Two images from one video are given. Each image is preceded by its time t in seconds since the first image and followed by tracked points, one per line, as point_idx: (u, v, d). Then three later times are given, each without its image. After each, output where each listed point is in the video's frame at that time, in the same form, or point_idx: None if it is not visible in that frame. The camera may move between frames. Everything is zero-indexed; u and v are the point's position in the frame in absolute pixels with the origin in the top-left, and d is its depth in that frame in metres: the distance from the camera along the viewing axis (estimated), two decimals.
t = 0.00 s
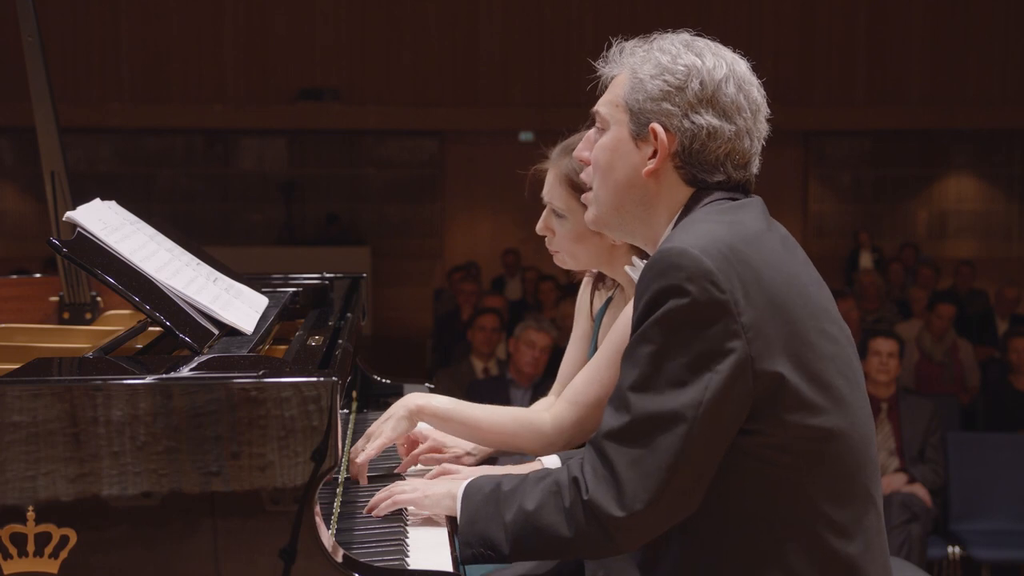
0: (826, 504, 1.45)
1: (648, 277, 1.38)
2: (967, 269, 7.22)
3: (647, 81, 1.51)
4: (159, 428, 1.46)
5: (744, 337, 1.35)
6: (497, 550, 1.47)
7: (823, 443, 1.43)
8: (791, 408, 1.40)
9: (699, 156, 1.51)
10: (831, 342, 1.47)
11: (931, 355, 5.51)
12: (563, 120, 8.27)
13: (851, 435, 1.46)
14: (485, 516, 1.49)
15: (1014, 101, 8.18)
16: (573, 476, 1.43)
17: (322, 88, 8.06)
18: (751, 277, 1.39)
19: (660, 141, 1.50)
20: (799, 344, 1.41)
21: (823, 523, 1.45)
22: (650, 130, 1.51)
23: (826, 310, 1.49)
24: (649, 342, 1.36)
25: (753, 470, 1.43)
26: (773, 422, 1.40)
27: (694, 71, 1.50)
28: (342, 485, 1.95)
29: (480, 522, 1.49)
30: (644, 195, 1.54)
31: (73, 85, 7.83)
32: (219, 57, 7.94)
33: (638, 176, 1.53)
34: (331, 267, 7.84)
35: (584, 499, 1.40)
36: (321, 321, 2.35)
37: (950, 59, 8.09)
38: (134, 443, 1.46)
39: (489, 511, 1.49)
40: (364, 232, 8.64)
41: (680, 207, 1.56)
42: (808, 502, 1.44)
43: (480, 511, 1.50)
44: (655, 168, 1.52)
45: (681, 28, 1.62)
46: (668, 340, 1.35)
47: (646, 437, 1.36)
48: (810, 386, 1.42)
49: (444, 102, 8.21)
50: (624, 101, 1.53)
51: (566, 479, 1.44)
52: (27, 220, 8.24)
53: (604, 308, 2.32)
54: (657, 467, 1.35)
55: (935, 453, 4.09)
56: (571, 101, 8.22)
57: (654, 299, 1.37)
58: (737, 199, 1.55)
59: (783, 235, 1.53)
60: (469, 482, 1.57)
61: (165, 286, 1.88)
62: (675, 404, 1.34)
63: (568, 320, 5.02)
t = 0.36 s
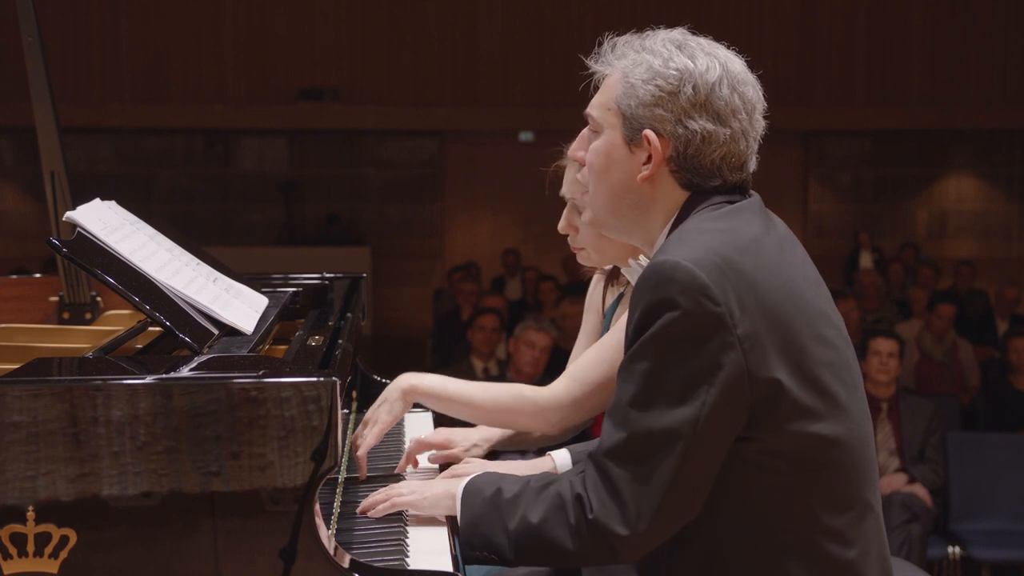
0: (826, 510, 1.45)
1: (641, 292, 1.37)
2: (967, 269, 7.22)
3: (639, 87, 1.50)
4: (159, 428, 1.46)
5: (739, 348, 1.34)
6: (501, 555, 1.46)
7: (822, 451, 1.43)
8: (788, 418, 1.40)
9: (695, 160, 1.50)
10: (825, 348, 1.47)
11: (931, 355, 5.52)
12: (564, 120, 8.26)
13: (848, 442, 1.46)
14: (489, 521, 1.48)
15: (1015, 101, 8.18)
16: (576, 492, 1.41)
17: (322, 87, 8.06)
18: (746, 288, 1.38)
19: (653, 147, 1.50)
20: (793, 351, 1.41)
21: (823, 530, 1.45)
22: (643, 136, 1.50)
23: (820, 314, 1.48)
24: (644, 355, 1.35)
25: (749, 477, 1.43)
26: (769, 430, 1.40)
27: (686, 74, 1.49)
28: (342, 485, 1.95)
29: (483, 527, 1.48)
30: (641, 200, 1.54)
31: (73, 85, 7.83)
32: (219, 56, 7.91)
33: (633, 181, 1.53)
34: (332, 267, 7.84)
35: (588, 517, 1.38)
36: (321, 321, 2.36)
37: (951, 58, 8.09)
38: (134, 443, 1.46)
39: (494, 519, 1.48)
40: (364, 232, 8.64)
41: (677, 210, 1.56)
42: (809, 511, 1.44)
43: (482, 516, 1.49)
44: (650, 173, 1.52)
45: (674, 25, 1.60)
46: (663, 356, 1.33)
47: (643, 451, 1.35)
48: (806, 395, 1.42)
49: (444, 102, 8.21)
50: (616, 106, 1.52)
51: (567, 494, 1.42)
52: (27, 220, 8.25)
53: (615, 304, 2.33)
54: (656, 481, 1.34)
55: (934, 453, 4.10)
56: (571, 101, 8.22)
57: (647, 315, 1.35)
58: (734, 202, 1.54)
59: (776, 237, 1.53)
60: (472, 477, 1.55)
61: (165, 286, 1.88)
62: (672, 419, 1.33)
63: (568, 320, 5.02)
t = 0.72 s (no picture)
0: (828, 512, 1.45)
1: (641, 296, 1.37)
2: (967, 269, 7.22)
3: (638, 91, 1.50)
4: (159, 428, 1.46)
5: (740, 351, 1.34)
6: (515, 562, 1.47)
7: (822, 453, 1.43)
8: (789, 420, 1.40)
9: (695, 162, 1.50)
10: (825, 349, 1.46)
11: (931, 355, 5.51)
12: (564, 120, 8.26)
13: (847, 443, 1.46)
14: (503, 529, 1.49)
15: (1016, 101, 8.18)
16: (587, 502, 1.40)
17: (321, 87, 8.06)
18: (746, 290, 1.38)
19: (654, 150, 1.50)
20: (793, 353, 1.41)
21: (825, 532, 1.45)
22: (643, 139, 1.51)
23: (820, 314, 1.48)
24: (645, 362, 1.34)
25: (750, 478, 1.43)
26: (769, 433, 1.39)
27: (684, 76, 1.48)
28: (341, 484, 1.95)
29: (497, 536, 1.49)
30: (642, 202, 1.55)
31: (73, 85, 7.83)
32: (219, 55, 7.91)
33: (634, 184, 1.54)
34: (332, 267, 7.85)
35: (601, 526, 1.38)
36: (321, 321, 2.35)
37: (951, 58, 8.08)
38: (134, 443, 1.45)
39: (508, 526, 1.48)
40: (364, 232, 8.63)
41: (678, 211, 1.56)
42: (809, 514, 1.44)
43: (496, 524, 1.50)
44: (650, 177, 1.53)
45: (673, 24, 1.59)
46: (665, 359, 1.33)
47: (646, 455, 1.35)
48: (806, 397, 1.42)
49: (444, 102, 8.21)
50: (616, 109, 1.53)
51: (579, 504, 1.41)
52: (27, 221, 8.26)
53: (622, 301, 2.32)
54: (660, 484, 1.34)
55: (935, 453, 4.10)
56: (571, 101, 8.22)
57: (648, 319, 1.36)
58: (735, 202, 1.54)
59: (777, 236, 1.52)
60: (484, 486, 1.55)
61: (165, 286, 1.88)
62: (675, 422, 1.33)
63: (568, 320, 5.02)
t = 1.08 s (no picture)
0: (827, 511, 1.45)
1: (641, 296, 1.37)
2: (967, 269, 7.22)
3: (636, 92, 1.50)
4: (159, 428, 1.45)
5: (741, 351, 1.34)
6: (520, 561, 1.48)
7: (821, 453, 1.43)
8: (789, 419, 1.40)
9: (695, 163, 1.50)
10: (824, 348, 1.46)
11: (931, 355, 5.51)
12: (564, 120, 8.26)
13: (846, 441, 1.46)
14: (507, 528, 1.50)
15: (1016, 101, 8.18)
16: (590, 502, 1.40)
17: (321, 87, 8.06)
18: (745, 289, 1.38)
19: (654, 152, 1.50)
20: (792, 351, 1.41)
21: (825, 530, 1.45)
22: (643, 142, 1.50)
23: (819, 312, 1.48)
24: (645, 363, 1.34)
25: (749, 478, 1.42)
26: (769, 432, 1.40)
27: (683, 77, 1.48)
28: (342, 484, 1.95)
29: (502, 534, 1.50)
30: (641, 203, 1.55)
31: (73, 85, 7.83)
32: (219, 56, 7.92)
33: (633, 187, 1.54)
34: (332, 267, 7.85)
35: (604, 527, 1.38)
36: (321, 321, 2.35)
37: (951, 58, 8.08)
38: (134, 443, 1.45)
39: (512, 525, 1.49)
40: (364, 233, 8.62)
41: (676, 211, 1.56)
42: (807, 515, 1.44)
43: (500, 523, 1.50)
44: (650, 178, 1.53)
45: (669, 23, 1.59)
46: (665, 360, 1.33)
47: (647, 455, 1.34)
48: (805, 395, 1.42)
49: (444, 102, 8.21)
50: (614, 111, 1.53)
51: (583, 504, 1.41)
52: (27, 221, 8.25)
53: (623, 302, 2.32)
54: (660, 484, 1.34)
55: (935, 453, 4.09)
56: (571, 101, 8.22)
57: (648, 319, 1.35)
58: (734, 200, 1.54)
59: (775, 235, 1.52)
60: (490, 484, 1.57)
61: (165, 286, 1.88)
62: (675, 422, 1.33)
63: (568, 320, 5.01)
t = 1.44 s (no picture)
0: (825, 506, 1.45)
1: (637, 295, 1.36)
2: (967, 269, 7.22)
3: (626, 94, 1.50)
4: (159, 428, 1.45)
5: (738, 346, 1.34)
6: (523, 560, 1.46)
7: (818, 449, 1.43)
8: (786, 414, 1.40)
9: (686, 162, 1.51)
10: (819, 343, 1.47)
11: (932, 355, 5.51)
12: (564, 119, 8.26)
13: (842, 436, 1.46)
14: (511, 526, 1.47)
15: (1016, 101, 8.17)
16: (594, 500, 1.39)
17: (321, 87, 8.05)
18: (740, 285, 1.39)
19: (646, 152, 1.50)
20: (788, 345, 1.41)
21: (823, 524, 1.45)
22: (635, 142, 1.51)
23: (812, 308, 1.48)
24: (644, 361, 1.34)
25: (747, 475, 1.42)
26: (766, 424, 1.39)
27: (672, 78, 1.48)
28: (341, 484, 1.95)
29: (506, 532, 1.47)
30: (634, 203, 1.56)
31: (73, 85, 7.83)
32: (219, 55, 7.92)
33: (626, 187, 1.54)
34: (332, 267, 7.85)
35: (609, 525, 1.37)
36: (321, 321, 2.36)
37: (951, 58, 8.08)
38: (133, 443, 1.45)
39: (515, 523, 1.47)
40: (364, 233, 8.61)
41: (668, 210, 1.56)
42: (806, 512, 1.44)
43: (503, 521, 1.48)
44: (643, 179, 1.53)
45: (656, 24, 1.59)
46: (664, 357, 1.33)
47: (647, 453, 1.34)
48: (801, 388, 1.42)
49: (444, 102, 8.21)
50: (603, 113, 1.53)
51: (586, 502, 1.40)
52: (28, 221, 8.26)
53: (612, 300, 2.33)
54: (661, 482, 1.34)
55: (935, 453, 4.09)
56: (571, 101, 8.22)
57: (645, 317, 1.35)
58: (726, 197, 1.54)
59: (767, 230, 1.53)
60: (492, 481, 1.54)
61: (165, 286, 1.88)
62: (674, 419, 1.33)
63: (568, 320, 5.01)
